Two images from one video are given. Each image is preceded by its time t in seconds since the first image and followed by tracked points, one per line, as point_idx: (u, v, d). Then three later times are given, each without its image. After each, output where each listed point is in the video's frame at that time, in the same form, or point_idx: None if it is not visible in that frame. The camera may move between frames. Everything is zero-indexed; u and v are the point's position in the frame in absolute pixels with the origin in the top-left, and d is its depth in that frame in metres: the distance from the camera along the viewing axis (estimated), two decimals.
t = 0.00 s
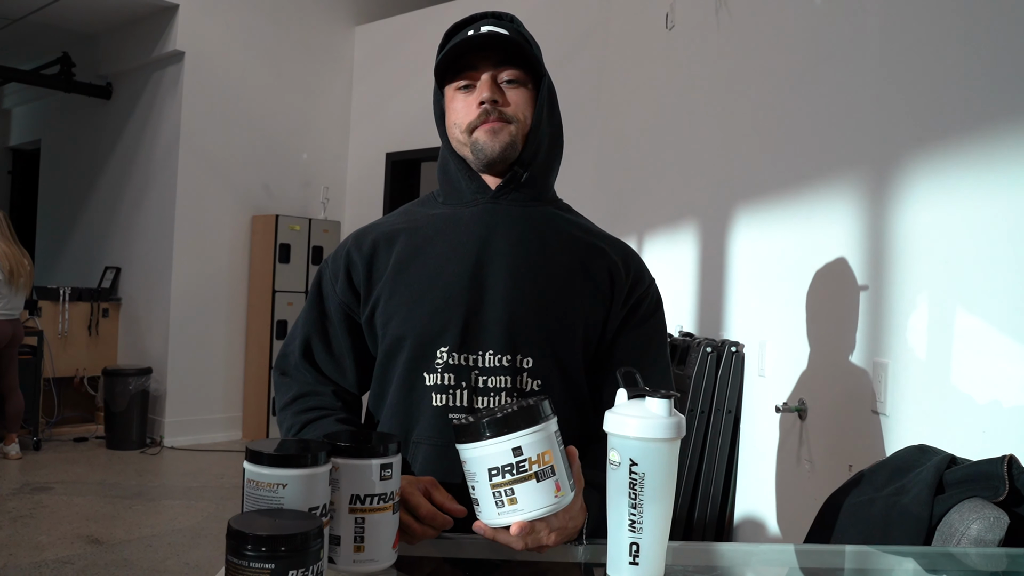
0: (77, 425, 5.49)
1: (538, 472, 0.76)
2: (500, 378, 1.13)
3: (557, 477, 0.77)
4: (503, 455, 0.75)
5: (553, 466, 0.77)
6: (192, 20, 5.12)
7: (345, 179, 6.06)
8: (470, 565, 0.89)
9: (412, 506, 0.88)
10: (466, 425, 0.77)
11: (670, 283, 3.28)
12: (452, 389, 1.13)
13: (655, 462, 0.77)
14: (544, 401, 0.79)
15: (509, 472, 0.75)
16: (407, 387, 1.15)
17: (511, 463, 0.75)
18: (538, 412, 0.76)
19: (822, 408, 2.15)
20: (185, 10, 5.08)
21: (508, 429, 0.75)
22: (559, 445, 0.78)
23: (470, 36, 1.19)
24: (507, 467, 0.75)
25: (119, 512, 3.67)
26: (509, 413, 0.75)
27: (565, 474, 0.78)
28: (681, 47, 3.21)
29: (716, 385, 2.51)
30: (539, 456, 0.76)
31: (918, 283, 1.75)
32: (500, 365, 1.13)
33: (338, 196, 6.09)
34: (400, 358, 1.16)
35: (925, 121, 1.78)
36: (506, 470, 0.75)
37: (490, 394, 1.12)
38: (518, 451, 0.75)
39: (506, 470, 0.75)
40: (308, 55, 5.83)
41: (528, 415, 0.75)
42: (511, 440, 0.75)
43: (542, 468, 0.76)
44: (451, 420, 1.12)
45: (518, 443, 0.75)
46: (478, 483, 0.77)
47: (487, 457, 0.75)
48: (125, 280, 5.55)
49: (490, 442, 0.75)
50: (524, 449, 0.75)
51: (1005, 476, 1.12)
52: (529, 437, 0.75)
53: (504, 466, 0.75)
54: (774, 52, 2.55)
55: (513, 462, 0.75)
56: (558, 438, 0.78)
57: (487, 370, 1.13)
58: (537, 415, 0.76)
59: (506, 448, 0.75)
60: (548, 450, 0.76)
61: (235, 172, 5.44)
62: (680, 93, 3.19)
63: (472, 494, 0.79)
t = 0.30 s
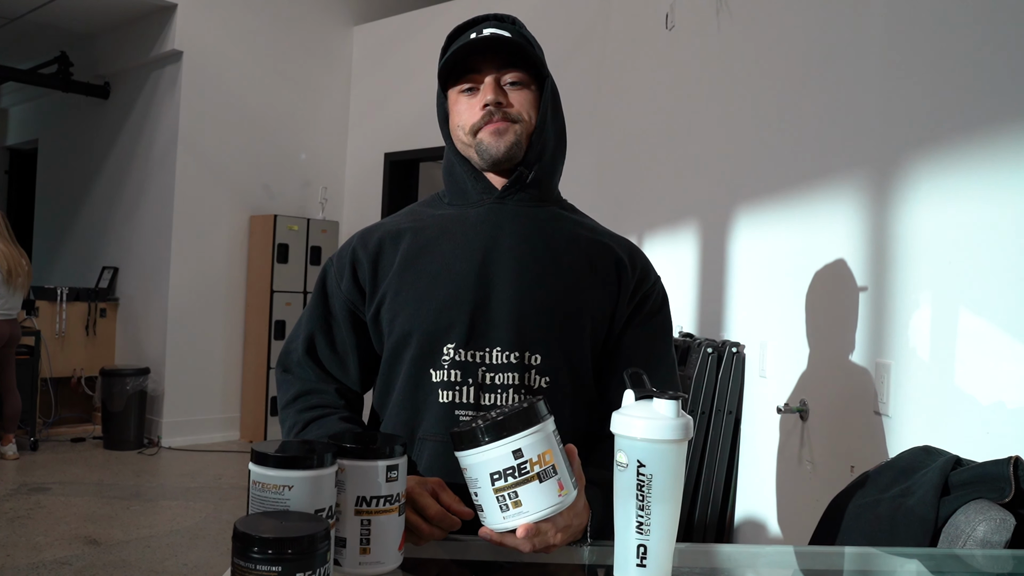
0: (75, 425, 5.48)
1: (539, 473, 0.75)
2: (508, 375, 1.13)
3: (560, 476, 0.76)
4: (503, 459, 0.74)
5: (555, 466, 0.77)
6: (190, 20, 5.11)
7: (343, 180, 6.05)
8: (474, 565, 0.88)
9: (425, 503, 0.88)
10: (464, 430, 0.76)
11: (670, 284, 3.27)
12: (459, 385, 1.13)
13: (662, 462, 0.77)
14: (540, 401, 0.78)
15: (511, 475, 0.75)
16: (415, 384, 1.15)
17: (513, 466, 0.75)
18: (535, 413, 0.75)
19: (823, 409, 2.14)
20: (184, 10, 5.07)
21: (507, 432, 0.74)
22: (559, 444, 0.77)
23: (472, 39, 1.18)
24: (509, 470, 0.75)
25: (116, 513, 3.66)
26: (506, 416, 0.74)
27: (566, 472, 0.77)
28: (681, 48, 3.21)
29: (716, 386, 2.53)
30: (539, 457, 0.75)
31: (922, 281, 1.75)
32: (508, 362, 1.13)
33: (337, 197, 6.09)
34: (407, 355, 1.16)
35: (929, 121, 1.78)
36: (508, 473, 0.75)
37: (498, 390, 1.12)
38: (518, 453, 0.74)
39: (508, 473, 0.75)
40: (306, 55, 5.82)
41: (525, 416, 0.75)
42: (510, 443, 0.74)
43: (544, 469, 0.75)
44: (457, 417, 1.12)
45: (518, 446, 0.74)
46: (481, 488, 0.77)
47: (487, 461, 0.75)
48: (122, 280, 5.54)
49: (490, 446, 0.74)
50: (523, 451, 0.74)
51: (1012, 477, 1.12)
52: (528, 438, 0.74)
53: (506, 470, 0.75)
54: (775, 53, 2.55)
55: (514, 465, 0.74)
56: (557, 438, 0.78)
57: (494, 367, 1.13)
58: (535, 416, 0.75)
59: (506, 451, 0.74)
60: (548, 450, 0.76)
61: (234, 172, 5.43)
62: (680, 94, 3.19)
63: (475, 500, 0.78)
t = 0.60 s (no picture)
0: (70, 428, 5.46)
1: (542, 472, 0.75)
2: (511, 375, 1.13)
3: (562, 474, 0.76)
4: (506, 457, 0.74)
5: (558, 464, 0.76)
6: (185, 20, 5.10)
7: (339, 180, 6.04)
8: (477, 567, 0.88)
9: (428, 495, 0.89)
10: (466, 430, 0.75)
11: (667, 284, 3.27)
12: (461, 385, 1.13)
13: (667, 462, 0.76)
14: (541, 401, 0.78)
15: (514, 473, 0.74)
16: (417, 385, 1.14)
17: (515, 465, 0.74)
18: (537, 411, 0.75)
19: (822, 408, 2.14)
20: (179, 10, 5.06)
21: (509, 430, 0.74)
22: (561, 442, 0.77)
23: (477, 39, 1.18)
24: (512, 469, 0.74)
25: (113, 515, 3.64)
26: (507, 415, 0.74)
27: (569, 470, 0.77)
28: (678, 48, 3.21)
29: (714, 385, 2.53)
30: (542, 455, 0.75)
31: (921, 280, 1.75)
32: (511, 362, 1.13)
33: (333, 197, 6.07)
34: (409, 356, 1.15)
35: (927, 120, 1.78)
36: (510, 472, 0.74)
37: (501, 390, 1.12)
38: (520, 451, 0.74)
39: (510, 472, 0.74)
40: (302, 56, 5.81)
41: (525, 415, 0.74)
42: (513, 441, 0.74)
43: (547, 467, 0.75)
44: (460, 417, 1.12)
45: (520, 444, 0.74)
46: (484, 488, 0.76)
47: (489, 460, 0.74)
48: (118, 282, 5.52)
49: (493, 444, 0.74)
50: (526, 449, 0.74)
51: (1014, 477, 1.12)
52: (530, 437, 0.74)
53: (508, 469, 0.74)
54: (773, 54, 2.56)
55: (516, 464, 0.74)
56: (559, 436, 0.77)
57: (497, 367, 1.13)
58: (536, 415, 0.75)
59: (508, 450, 0.74)
60: (551, 448, 0.75)
61: (230, 173, 5.41)
62: (677, 94, 3.19)
63: (479, 500, 0.77)
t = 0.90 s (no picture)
0: (69, 429, 5.45)
1: (548, 468, 0.75)
2: (513, 376, 1.12)
3: (566, 468, 0.76)
4: (513, 459, 0.73)
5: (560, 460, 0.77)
6: (184, 21, 5.09)
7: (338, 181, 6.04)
8: (477, 567, 0.88)
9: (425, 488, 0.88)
10: (466, 439, 0.75)
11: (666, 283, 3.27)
12: (463, 386, 1.13)
13: (669, 462, 0.76)
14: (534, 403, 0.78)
15: (522, 474, 0.74)
16: (419, 386, 1.14)
17: (522, 466, 0.74)
18: (532, 412, 0.75)
19: (823, 408, 2.14)
20: (178, 11, 5.06)
21: (511, 432, 0.73)
22: (558, 438, 0.77)
23: (480, 45, 1.17)
24: (520, 470, 0.74)
25: (113, 517, 3.63)
26: (505, 418, 0.74)
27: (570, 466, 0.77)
28: (677, 48, 3.21)
29: (715, 385, 2.54)
30: (545, 453, 0.75)
31: (921, 279, 1.75)
32: (512, 363, 1.13)
33: (332, 198, 6.07)
34: (411, 358, 1.15)
35: (928, 121, 1.78)
36: (518, 473, 0.74)
37: (502, 391, 1.12)
38: (526, 451, 0.74)
39: (518, 473, 0.73)
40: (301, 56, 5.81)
41: (523, 417, 0.74)
42: (517, 443, 0.73)
43: (551, 463, 0.75)
44: (462, 418, 1.12)
45: (524, 443, 0.74)
46: (493, 495, 0.75)
47: (496, 464, 0.73)
48: (117, 283, 5.52)
49: (498, 449, 0.73)
50: (530, 448, 0.74)
51: (1015, 475, 1.12)
52: (532, 436, 0.74)
53: (516, 470, 0.73)
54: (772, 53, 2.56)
55: (523, 464, 0.73)
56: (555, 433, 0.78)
57: (498, 368, 1.13)
58: (532, 415, 0.75)
59: (514, 452, 0.73)
60: (551, 445, 0.76)
61: (229, 174, 5.41)
62: (676, 94, 3.19)
63: (485, 509, 0.76)
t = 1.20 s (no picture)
0: (75, 430, 5.47)
1: (521, 448, 0.78)
2: (511, 376, 1.13)
3: (539, 446, 0.79)
4: (484, 447, 0.77)
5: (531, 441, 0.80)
6: (187, 23, 5.11)
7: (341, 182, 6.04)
8: (476, 565, 0.88)
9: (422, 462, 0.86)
10: (443, 447, 0.80)
11: (670, 283, 3.26)
12: (462, 387, 1.13)
13: (669, 462, 0.76)
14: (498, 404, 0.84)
15: (497, 460, 0.77)
16: (418, 387, 1.15)
17: (495, 452, 0.77)
18: (486, 408, 0.80)
19: (826, 407, 2.14)
20: (181, 13, 5.07)
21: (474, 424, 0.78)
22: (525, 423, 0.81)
23: (480, 45, 1.18)
24: (494, 457, 0.77)
25: (118, 517, 3.64)
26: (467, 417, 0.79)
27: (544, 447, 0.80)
28: (680, 48, 3.21)
29: (718, 385, 2.52)
30: (514, 433, 0.78)
31: (923, 277, 1.75)
32: (511, 364, 1.13)
33: (335, 198, 6.08)
34: (410, 359, 1.16)
35: (930, 119, 1.78)
36: (493, 461, 0.77)
37: (502, 391, 1.12)
38: (493, 436, 0.77)
39: (493, 459, 0.77)
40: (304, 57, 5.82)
41: (478, 412, 0.79)
42: (483, 431, 0.78)
43: (521, 443, 0.78)
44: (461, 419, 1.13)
45: (492, 431, 0.78)
46: (478, 490, 0.77)
47: (471, 457, 0.77)
48: (121, 284, 5.54)
49: (469, 444, 0.78)
50: (498, 433, 0.78)
51: (1017, 474, 1.12)
52: (497, 422, 0.78)
53: (491, 457, 0.77)
54: (775, 52, 2.55)
55: (496, 449, 0.77)
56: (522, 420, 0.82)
57: (497, 369, 1.13)
58: (491, 409, 0.80)
59: (483, 441, 0.77)
60: (519, 429, 0.80)
61: (232, 175, 5.42)
62: (679, 92, 3.19)
63: (476, 509, 0.78)
